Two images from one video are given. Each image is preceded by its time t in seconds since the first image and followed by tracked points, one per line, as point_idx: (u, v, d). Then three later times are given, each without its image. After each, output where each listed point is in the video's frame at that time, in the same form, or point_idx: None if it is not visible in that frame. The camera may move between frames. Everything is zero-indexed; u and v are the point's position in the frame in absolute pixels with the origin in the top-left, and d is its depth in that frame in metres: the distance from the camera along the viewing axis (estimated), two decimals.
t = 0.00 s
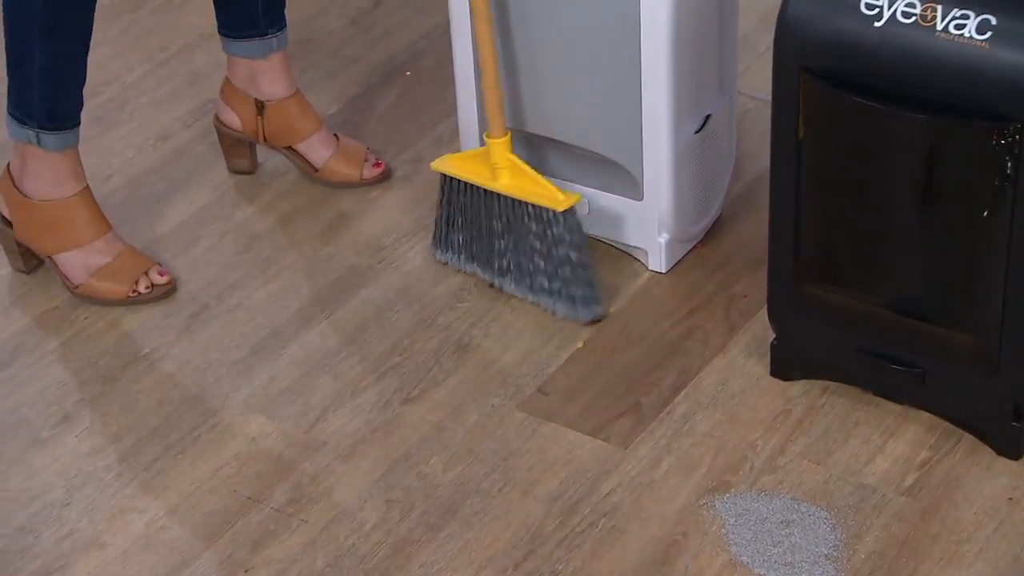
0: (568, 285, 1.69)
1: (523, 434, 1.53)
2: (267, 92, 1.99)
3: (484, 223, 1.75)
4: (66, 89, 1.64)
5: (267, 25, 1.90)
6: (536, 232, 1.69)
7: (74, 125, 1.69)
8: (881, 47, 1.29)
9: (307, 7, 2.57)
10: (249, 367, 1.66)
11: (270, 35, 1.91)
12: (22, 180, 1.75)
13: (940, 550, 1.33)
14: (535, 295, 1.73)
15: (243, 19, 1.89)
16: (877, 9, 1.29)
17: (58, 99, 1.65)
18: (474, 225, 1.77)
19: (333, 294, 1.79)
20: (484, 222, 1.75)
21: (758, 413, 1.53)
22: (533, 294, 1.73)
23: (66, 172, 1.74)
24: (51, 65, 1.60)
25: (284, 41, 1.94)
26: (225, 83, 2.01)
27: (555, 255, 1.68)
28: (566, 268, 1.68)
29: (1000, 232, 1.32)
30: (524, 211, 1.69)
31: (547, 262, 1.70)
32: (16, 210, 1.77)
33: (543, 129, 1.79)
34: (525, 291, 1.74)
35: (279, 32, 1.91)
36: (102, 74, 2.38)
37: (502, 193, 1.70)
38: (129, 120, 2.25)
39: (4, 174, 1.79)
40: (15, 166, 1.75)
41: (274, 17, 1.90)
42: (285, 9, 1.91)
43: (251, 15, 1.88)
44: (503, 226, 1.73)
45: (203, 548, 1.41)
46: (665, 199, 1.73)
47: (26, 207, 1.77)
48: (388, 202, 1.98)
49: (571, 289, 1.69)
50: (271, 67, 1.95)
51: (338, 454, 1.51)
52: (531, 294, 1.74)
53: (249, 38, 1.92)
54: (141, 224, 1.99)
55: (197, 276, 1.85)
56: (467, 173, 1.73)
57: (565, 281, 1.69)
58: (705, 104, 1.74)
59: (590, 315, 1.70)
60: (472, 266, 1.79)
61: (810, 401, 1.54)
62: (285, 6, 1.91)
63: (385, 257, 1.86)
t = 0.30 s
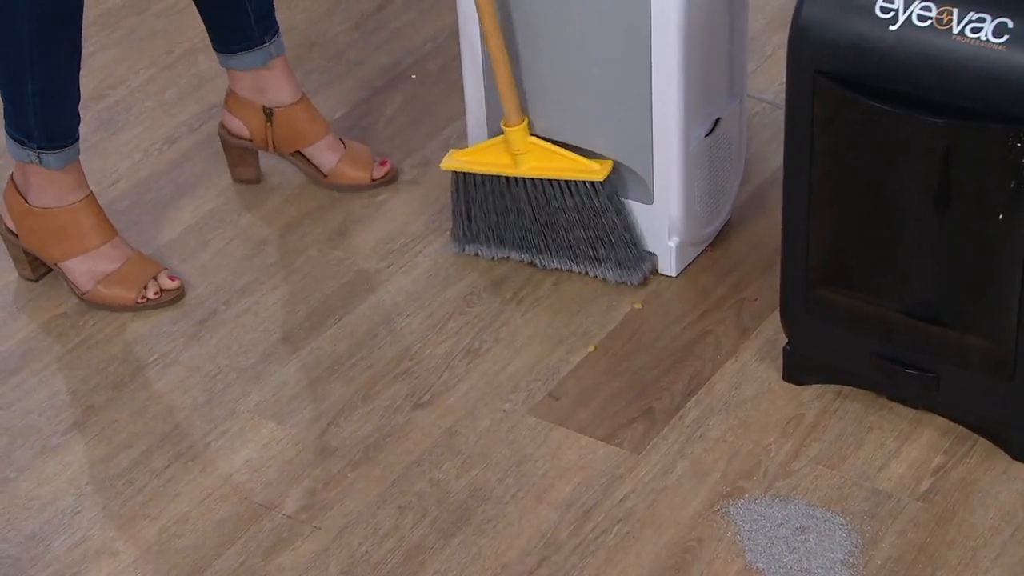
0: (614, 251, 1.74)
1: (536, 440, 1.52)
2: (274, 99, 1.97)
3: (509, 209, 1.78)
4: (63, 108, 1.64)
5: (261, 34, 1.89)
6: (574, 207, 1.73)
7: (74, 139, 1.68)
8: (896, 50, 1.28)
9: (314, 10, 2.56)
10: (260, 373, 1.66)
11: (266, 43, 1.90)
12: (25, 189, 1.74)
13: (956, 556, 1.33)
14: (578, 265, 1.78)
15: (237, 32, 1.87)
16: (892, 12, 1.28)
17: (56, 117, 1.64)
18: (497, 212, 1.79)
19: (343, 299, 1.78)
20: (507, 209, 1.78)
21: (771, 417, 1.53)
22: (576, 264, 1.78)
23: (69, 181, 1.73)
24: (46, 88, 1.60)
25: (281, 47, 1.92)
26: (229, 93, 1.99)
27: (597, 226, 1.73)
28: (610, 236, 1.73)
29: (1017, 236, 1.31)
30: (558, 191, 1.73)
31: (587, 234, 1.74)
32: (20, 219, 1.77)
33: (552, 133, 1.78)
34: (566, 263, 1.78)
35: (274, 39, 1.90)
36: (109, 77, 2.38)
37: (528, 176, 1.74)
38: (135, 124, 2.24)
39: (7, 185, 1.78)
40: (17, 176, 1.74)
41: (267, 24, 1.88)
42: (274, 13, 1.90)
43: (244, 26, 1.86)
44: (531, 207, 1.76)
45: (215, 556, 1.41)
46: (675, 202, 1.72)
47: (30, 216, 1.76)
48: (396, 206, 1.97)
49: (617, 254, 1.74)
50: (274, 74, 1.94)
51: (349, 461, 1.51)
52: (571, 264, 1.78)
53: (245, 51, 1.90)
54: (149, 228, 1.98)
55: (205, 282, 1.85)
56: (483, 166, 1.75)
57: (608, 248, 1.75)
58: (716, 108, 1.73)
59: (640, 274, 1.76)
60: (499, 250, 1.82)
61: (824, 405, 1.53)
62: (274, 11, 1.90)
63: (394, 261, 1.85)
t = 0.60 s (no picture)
0: (635, 239, 1.65)
1: (546, 445, 1.52)
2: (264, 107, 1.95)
3: (515, 228, 1.67)
4: (65, 114, 1.62)
5: (243, 41, 1.86)
6: (586, 204, 1.64)
7: (79, 146, 1.67)
8: (911, 54, 1.26)
9: (317, 12, 2.55)
10: (268, 379, 1.65)
11: (249, 48, 1.87)
12: (31, 193, 1.73)
13: (971, 561, 1.32)
14: (599, 267, 1.66)
15: (220, 44, 1.84)
16: (905, 15, 1.26)
17: (58, 124, 1.62)
18: (502, 234, 1.67)
19: (350, 304, 1.77)
20: (507, 226, 1.67)
21: (783, 422, 1.52)
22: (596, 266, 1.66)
23: (76, 186, 1.72)
24: (46, 97, 1.58)
25: (261, 51, 1.90)
26: (219, 114, 1.96)
27: (614, 217, 1.64)
28: (629, 224, 1.64)
29: None
30: (564, 189, 1.65)
31: (604, 228, 1.65)
32: (26, 224, 1.76)
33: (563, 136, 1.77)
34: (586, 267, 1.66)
35: (255, 44, 1.88)
36: (112, 81, 2.37)
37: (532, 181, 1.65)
38: (138, 128, 2.23)
39: (14, 189, 1.77)
40: (23, 181, 1.73)
41: (247, 31, 1.86)
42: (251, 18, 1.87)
43: (228, 36, 1.83)
44: (537, 216, 1.66)
45: (226, 563, 1.40)
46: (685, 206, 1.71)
47: (36, 221, 1.75)
48: (403, 210, 1.97)
49: (640, 242, 1.65)
50: (262, 79, 1.92)
51: (359, 467, 1.50)
52: (595, 266, 1.66)
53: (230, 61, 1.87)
54: (155, 233, 1.98)
55: (212, 287, 1.84)
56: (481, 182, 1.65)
57: (629, 238, 1.65)
58: (724, 112, 1.72)
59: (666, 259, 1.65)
60: (510, 274, 1.68)
61: (835, 409, 1.53)
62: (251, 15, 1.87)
63: (401, 265, 1.84)
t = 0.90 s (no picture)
0: (681, 379, 1.50)
1: (551, 452, 1.51)
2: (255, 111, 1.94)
3: (555, 374, 1.51)
4: (66, 120, 1.61)
5: (233, 44, 1.85)
6: (630, 345, 1.51)
7: (80, 153, 1.66)
8: (918, 60, 1.25)
9: (315, 16, 2.54)
10: (270, 386, 1.64)
11: (239, 52, 1.87)
12: (33, 200, 1.72)
13: (980, 568, 1.32)
14: (644, 416, 1.49)
15: (210, 49, 1.83)
16: (912, 20, 1.24)
17: (57, 131, 1.61)
18: (540, 386, 1.51)
19: (353, 310, 1.77)
20: (544, 370, 1.51)
21: (789, 428, 1.51)
22: (642, 414, 1.49)
23: (77, 193, 1.71)
24: (47, 102, 1.57)
25: (251, 54, 1.89)
26: (213, 121, 1.95)
27: (658, 357, 1.51)
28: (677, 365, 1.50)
29: None
30: (608, 331, 1.52)
31: (650, 369, 1.51)
32: (27, 231, 1.75)
33: (564, 140, 1.76)
34: (629, 415, 1.49)
35: (245, 47, 1.87)
36: (110, 86, 2.36)
37: (575, 327, 1.52)
38: (137, 133, 2.22)
39: (14, 196, 1.76)
40: (23, 188, 1.72)
41: (237, 35, 1.85)
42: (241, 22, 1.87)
43: (217, 40, 1.82)
44: (577, 363, 1.51)
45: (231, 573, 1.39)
46: (688, 212, 1.71)
47: (37, 228, 1.74)
48: (404, 215, 1.96)
49: (686, 381, 1.50)
50: (253, 82, 1.91)
51: (363, 475, 1.50)
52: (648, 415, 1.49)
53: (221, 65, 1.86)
54: (155, 239, 1.97)
55: (213, 293, 1.83)
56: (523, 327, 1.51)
57: (677, 376, 1.51)
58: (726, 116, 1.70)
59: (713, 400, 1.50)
60: (554, 428, 1.49)
61: (841, 415, 1.52)
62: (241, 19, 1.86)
63: (403, 271, 1.83)
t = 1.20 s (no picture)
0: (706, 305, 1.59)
1: (552, 460, 1.50)
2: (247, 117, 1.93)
3: (590, 315, 1.57)
4: (62, 126, 1.60)
5: (223, 49, 1.84)
6: (658, 279, 1.57)
7: (76, 159, 1.65)
8: (921, 65, 1.23)
9: (309, 21, 2.53)
10: (268, 395, 1.63)
11: (230, 57, 1.86)
12: (29, 207, 1.71)
13: None
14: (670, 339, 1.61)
15: (201, 55, 1.82)
16: (915, 24, 1.23)
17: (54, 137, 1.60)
18: (574, 326, 1.57)
19: (351, 316, 1.75)
20: (581, 310, 1.57)
21: (792, 435, 1.50)
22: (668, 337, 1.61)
23: (72, 199, 1.70)
24: (44, 109, 1.56)
25: (242, 59, 1.88)
26: (205, 128, 1.94)
27: (685, 287, 1.58)
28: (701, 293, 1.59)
29: None
30: (639, 267, 1.57)
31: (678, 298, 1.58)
32: (23, 238, 1.74)
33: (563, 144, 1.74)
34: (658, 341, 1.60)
35: (235, 52, 1.86)
36: (104, 92, 2.35)
37: (609, 267, 1.56)
38: (131, 139, 2.21)
39: (10, 202, 1.75)
40: (19, 195, 1.71)
41: (227, 40, 1.84)
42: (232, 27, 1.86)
43: (208, 46, 1.81)
44: (609, 301, 1.57)
45: None
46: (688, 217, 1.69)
47: (33, 235, 1.72)
48: (402, 220, 1.95)
49: (711, 306, 1.60)
50: (244, 87, 1.90)
51: (363, 484, 1.49)
52: (673, 336, 1.61)
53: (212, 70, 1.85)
54: (151, 246, 1.96)
55: (209, 300, 1.82)
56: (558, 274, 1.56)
57: (701, 301, 1.59)
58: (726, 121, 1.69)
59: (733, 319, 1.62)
60: (590, 364, 1.59)
61: (844, 421, 1.51)
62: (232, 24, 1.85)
63: (401, 277, 1.82)
